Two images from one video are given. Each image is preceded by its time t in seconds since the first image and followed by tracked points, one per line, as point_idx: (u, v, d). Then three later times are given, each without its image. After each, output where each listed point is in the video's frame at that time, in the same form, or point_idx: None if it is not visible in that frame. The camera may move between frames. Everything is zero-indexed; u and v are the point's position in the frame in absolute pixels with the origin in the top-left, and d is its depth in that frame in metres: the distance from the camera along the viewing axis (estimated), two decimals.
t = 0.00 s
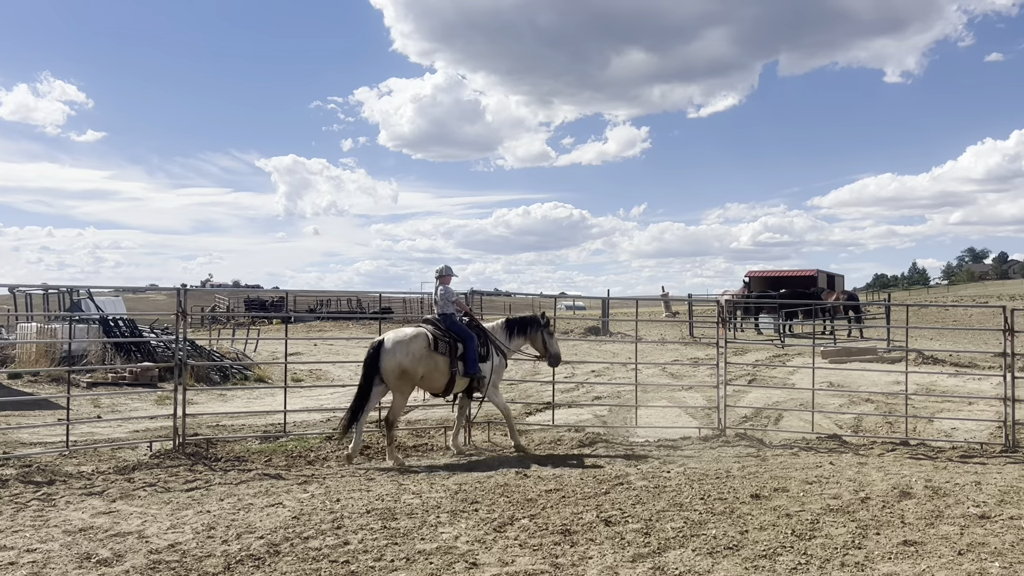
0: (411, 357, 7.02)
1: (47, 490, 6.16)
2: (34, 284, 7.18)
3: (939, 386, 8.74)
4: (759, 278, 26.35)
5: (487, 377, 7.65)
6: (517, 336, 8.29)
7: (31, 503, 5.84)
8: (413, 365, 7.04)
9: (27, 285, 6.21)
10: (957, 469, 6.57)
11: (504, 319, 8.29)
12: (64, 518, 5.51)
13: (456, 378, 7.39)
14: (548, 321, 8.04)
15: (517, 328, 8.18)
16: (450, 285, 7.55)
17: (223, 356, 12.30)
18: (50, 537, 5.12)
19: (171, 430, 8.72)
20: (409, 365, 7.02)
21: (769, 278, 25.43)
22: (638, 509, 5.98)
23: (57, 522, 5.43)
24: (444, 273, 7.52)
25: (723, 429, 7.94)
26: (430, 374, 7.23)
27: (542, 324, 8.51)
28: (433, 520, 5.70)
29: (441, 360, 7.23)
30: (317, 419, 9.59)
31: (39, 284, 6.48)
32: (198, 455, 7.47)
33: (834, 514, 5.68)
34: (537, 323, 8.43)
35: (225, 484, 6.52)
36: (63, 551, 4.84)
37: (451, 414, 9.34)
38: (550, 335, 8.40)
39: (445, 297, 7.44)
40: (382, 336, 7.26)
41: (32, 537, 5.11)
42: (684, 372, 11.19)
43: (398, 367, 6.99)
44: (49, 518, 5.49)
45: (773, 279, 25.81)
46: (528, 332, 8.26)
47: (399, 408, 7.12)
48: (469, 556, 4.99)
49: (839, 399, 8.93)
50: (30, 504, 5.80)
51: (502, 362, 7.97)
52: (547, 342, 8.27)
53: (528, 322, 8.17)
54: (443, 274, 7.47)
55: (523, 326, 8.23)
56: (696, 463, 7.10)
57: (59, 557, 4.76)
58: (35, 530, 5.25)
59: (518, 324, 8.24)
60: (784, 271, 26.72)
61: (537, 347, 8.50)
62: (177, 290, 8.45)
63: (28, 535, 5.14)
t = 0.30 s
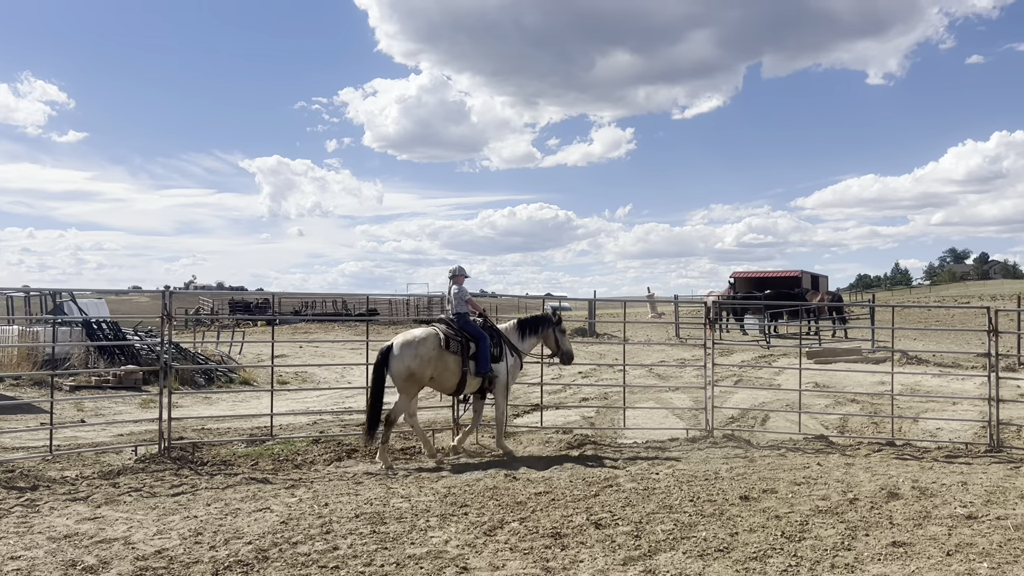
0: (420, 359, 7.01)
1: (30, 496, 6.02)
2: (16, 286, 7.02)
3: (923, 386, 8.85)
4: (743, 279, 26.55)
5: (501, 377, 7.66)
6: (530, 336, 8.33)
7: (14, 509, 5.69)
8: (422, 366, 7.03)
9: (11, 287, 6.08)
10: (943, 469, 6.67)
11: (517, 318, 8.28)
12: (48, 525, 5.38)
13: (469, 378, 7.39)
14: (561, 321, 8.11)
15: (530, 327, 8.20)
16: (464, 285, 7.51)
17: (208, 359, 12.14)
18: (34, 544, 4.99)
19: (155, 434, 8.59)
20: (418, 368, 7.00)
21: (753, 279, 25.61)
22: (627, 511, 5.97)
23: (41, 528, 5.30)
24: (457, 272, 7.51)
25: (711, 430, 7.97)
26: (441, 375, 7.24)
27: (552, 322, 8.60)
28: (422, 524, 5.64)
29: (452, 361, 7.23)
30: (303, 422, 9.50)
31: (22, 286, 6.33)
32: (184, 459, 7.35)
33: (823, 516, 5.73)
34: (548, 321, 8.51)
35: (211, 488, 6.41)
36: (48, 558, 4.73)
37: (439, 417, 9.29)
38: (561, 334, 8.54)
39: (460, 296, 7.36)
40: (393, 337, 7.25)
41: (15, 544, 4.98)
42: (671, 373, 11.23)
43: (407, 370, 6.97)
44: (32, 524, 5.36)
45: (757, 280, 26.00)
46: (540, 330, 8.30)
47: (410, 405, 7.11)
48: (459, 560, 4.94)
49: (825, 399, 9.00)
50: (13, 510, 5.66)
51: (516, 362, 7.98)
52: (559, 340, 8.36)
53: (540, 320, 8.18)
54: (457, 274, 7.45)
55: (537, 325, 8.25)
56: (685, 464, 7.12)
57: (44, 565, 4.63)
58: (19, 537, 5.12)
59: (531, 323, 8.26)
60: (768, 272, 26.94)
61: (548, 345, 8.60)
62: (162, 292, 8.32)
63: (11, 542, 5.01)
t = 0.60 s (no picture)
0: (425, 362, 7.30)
1: (8, 502, 5.89)
2: None
3: (902, 386, 8.98)
4: (723, 280, 26.80)
5: (510, 379, 7.81)
6: (544, 342, 8.42)
7: None
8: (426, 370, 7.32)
9: None
10: (924, 469, 6.80)
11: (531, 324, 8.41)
12: (28, 530, 5.26)
13: (476, 380, 7.60)
14: (578, 330, 8.18)
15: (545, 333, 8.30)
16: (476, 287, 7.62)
17: (188, 361, 11.97)
18: (13, 550, 4.88)
19: (136, 438, 8.47)
20: (421, 370, 7.24)
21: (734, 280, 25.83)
22: (613, 513, 5.98)
23: (20, 534, 5.17)
24: (472, 275, 7.70)
25: (694, 431, 8.03)
26: (447, 378, 7.49)
27: (570, 330, 8.68)
28: (408, 527, 5.60)
29: (457, 364, 7.47)
30: (286, 426, 9.41)
31: None
32: (166, 463, 7.28)
33: (808, 516, 5.87)
34: (563, 329, 8.58)
35: (194, 492, 6.34)
36: (28, 565, 4.62)
37: (423, 419, 9.24)
38: (576, 342, 8.59)
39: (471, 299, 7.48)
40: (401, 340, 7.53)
41: None
42: (655, 374, 11.27)
43: (410, 371, 7.21)
44: (11, 531, 5.23)
45: (736, 280, 26.25)
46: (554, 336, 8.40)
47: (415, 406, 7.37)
48: (446, 563, 4.91)
49: (807, 399, 9.08)
50: None
51: (524, 364, 8.12)
52: (573, 347, 8.43)
53: (555, 327, 8.26)
54: (470, 277, 7.58)
55: (550, 329, 8.34)
56: (669, 465, 7.18)
57: (24, 572, 4.53)
58: None
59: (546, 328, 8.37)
60: (749, 273, 27.17)
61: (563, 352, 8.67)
62: (142, 294, 8.21)
63: None
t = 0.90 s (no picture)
0: (429, 361, 7.50)
1: None
2: None
3: (879, 387, 9.07)
4: (704, 281, 26.98)
5: (512, 380, 7.85)
6: (549, 340, 8.46)
7: None
8: (430, 368, 7.51)
9: None
10: (900, 468, 6.88)
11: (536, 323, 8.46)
12: (3, 537, 5.35)
13: (478, 381, 7.68)
14: (580, 327, 8.23)
15: (550, 332, 8.35)
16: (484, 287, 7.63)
17: (166, 364, 11.85)
18: None
19: (111, 442, 8.41)
20: (425, 369, 7.50)
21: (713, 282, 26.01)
22: (594, 514, 5.96)
23: None
24: (481, 275, 7.97)
25: (674, 432, 8.06)
26: (452, 377, 7.65)
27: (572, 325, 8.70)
28: (388, 530, 5.58)
29: (460, 363, 7.62)
30: (264, 429, 9.32)
31: None
32: (142, 467, 7.33)
33: (786, 516, 5.94)
34: (567, 325, 8.61)
35: (171, 497, 6.45)
36: (3, 572, 4.68)
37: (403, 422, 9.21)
38: (581, 338, 8.63)
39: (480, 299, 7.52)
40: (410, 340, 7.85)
41: None
42: (635, 375, 11.30)
43: (415, 371, 7.51)
44: None
45: (717, 282, 26.44)
46: (559, 334, 8.43)
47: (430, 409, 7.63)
48: (426, 566, 4.88)
49: (785, 400, 9.16)
50: None
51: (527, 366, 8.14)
52: (577, 343, 8.47)
53: (559, 325, 8.31)
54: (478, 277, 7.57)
55: (555, 328, 8.38)
56: (649, 467, 7.21)
57: None
58: None
59: (550, 328, 8.42)
60: (729, 274, 27.37)
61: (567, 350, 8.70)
62: (117, 297, 8.14)
63: None
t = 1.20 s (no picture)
0: (432, 363, 7.57)
1: None
2: None
3: (853, 387, 9.16)
4: (681, 282, 27.18)
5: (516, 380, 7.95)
6: (558, 342, 8.51)
7: None
8: (434, 370, 7.58)
9: None
10: (874, 467, 6.96)
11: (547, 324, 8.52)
12: None
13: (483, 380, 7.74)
14: (590, 334, 8.25)
15: (558, 335, 8.38)
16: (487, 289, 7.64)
17: (139, 365, 11.70)
18: None
19: (83, 445, 8.31)
20: (429, 371, 7.57)
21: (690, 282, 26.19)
22: (572, 514, 6.10)
23: None
24: (486, 276, 8.11)
25: (651, 432, 8.08)
26: (456, 378, 7.71)
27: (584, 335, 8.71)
28: (366, 532, 5.81)
29: (464, 364, 7.67)
30: (240, 431, 9.20)
31: None
32: (116, 470, 7.24)
33: (761, 515, 6.01)
34: (578, 331, 8.63)
35: (145, 500, 6.40)
36: None
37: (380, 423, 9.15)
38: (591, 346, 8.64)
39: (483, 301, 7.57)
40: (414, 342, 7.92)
41: None
42: (614, 375, 11.31)
43: (419, 372, 7.58)
44: None
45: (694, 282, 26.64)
46: (568, 339, 8.46)
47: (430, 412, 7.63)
48: (405, 567, 5.06)
49: (760, 400, 9.22)
50: None
51: (535, 363, 8.19)
52: (586, 351, 8.44)
53: (568, 328, 8.35)
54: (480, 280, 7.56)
55: (563, 332, 8.41)
56: (627, 466, 7.23)
57: None
58: None
59: (559, 330, 8.46)
60: (708, 274, 27.57)
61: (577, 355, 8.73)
62: (89, 299, 8.03)
63: None
